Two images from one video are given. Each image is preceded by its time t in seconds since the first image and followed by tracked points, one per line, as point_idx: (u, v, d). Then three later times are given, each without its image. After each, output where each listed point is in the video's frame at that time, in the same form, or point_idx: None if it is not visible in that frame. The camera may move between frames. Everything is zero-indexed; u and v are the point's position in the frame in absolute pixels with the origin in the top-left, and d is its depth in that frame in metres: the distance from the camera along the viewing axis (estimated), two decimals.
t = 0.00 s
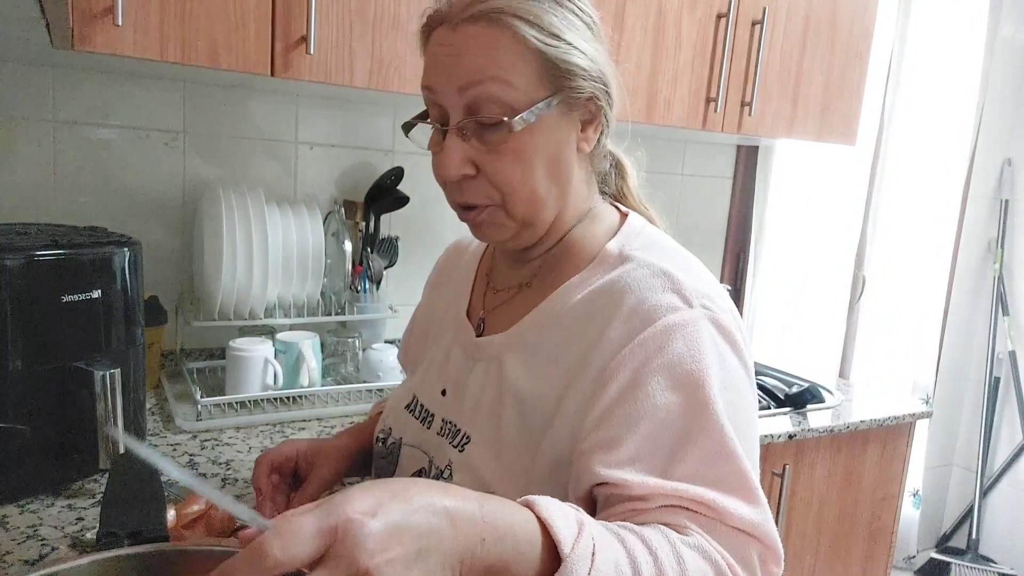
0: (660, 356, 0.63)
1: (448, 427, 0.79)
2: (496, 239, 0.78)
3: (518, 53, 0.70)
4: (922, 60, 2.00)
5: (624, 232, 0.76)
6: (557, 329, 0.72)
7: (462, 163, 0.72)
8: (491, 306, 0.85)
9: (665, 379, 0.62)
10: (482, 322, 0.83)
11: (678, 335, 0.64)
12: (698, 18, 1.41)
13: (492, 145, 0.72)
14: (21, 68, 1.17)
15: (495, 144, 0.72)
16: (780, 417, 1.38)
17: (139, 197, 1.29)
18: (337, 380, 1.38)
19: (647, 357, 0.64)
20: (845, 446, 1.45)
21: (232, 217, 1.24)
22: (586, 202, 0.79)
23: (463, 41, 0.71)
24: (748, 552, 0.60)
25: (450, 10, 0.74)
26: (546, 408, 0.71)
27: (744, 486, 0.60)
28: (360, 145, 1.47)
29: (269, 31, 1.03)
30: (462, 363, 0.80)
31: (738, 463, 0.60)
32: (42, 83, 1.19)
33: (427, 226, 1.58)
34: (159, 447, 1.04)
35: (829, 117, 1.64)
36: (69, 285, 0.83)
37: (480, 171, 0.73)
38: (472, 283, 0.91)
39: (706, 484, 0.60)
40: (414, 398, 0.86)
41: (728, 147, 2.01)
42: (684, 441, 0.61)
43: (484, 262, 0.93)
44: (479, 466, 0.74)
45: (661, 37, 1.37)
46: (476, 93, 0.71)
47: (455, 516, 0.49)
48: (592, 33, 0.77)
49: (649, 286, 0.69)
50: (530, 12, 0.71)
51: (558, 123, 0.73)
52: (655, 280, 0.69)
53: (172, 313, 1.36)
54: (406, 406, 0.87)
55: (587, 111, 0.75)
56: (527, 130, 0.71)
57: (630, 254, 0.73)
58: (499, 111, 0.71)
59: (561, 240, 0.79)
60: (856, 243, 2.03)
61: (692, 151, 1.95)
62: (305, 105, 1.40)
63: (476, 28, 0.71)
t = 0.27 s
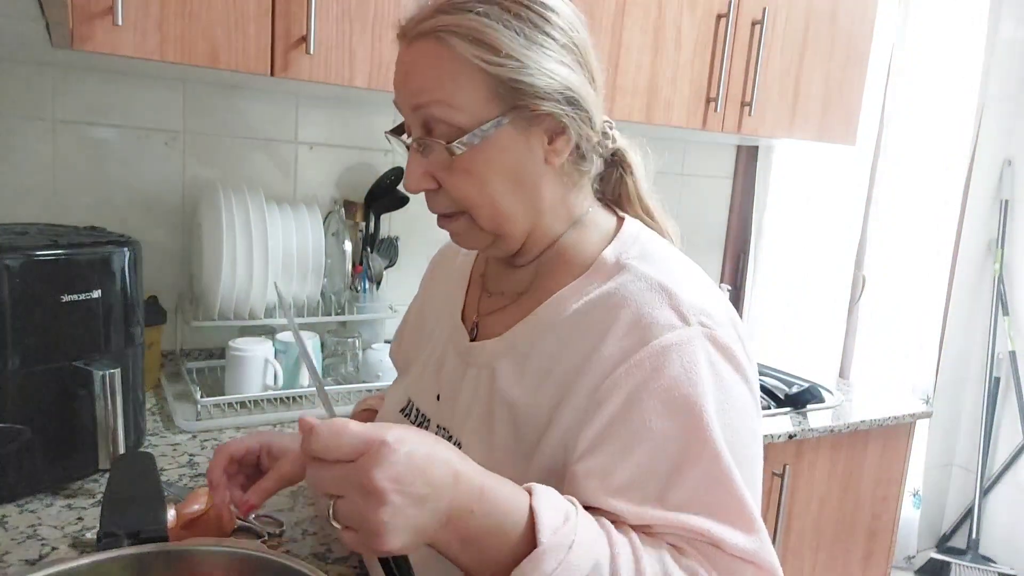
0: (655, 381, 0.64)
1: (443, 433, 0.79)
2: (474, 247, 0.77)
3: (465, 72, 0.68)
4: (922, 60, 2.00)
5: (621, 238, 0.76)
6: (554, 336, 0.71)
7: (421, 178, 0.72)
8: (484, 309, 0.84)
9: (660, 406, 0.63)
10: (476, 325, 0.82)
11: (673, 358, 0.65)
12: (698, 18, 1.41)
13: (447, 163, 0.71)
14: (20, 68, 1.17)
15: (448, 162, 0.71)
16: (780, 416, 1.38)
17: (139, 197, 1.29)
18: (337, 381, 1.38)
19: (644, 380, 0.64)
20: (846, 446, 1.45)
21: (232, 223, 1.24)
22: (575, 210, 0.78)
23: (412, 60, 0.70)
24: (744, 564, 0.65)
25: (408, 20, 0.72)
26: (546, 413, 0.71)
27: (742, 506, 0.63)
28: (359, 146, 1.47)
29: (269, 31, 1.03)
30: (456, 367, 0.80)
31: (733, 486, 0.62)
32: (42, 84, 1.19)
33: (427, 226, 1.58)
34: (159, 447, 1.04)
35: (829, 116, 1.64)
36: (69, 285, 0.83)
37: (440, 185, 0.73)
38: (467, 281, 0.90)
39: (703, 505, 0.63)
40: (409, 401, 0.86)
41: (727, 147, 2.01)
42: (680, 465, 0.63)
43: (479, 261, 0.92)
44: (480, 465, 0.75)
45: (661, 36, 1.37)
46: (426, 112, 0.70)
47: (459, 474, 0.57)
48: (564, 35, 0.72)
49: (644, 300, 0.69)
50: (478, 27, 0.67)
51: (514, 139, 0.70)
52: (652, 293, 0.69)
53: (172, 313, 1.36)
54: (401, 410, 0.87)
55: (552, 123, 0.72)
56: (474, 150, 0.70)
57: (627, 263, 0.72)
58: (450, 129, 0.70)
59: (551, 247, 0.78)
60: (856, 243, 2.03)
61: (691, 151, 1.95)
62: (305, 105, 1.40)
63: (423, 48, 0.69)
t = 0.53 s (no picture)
0: (648, 382, 0.64)
1: (441, 438, 0.78)
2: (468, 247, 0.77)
3: (453, 72, 0.68)
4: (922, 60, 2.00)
5: (615, 237, 0.76)
6: (552, 337, 0.72)
7: (415, 178, 0.73)
8: (481, 310, 0.83)
9: (652, 407, 0.63)
10: (473, 328, 0.81)
11: (667, 360, 0.65)
12: (698, 19, 1.41)
13: (437, 165, 0.71)
14: (20, 68, 1.17)
15: (438, 162, 0.71)
16: (780, 417, 1.38)
17: (138, 197, 1.29)
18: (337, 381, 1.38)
19: (637, 382, 0.65)
20: (846, 446, 1.45)
21: (231, 223, 1.24)
22: (569, 209, 0.78)
23: (403, 62, 0.70)
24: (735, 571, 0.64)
25: (400, 22, 0.73)
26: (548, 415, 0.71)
27: (732, 513, 0.62)
28: (359, 145, 1.47)
29: (269, 31, 1.03)
30: (453, 369, 0.80)
31: (723, 492, 0.62)
32: (43, 84, 1.19)
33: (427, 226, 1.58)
34: (159, 447, 1.04)
35: (829, 116, 1.64)
36: (69, 285, 0.83)
37: (432, 186, 0.73)
38: (464, 280, 0.89)
39: (691, 509, 0.62)
40: (407, 405, 0.85)
41: (727, 147, 2.01)
42: (672, 467, 0.63)
43: (476, 259, 0.91)
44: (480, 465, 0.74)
45: (660, 36, 1.38)
46: (417, 114, 0.70)
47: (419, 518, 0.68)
48: (555, 33, 0.72)
49: (638, 300, 0.69)
50: (466, 27, 0.68)
51: (504, 139, 0.70)
52: (647, 294, 0.69)
53: (172, 313, 1.36)
54: (399, 413, 0.86)
55: (542, 121, 0.71)
56: (465, 150, 0.70)
57: (621, 263, 0.72)
58: (441, 130, 0.70)
59: (545, 248, 0.78)
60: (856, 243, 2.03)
61: (691, 151, 1.95)
62: (305, 105, 1.40)
63: (413, 49, 0.69)
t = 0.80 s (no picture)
0: (664, 385, 0.64)
1: (440, 444, 0.78)
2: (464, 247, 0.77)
3: (444, 79, 0.68)
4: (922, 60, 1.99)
5: (617, 238, 0.76)
6: (557, 339, 0.72)
7: (410, 184, 0.73)
8: (478, 313, 0.83)
9: (670, 411, 0.63)
10: (471, 330, 0.81)
11: (681, 363, 0.65)
12: (698, 19, 1.41)
13: (431, 170, 0.71)
14: (20, 68, 1.17)
15: (431, 169, 0.71)
16: (780, 417, 1.38)
17: (138, 197, 1.29)
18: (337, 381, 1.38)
19: (653, 386, 0.65)
20: (846, 446, 1.45)
21: (234, 224, 1.24)
22: (567, 210, 0.78)
23: (392, 69, 0.70)
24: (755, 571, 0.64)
25: (390, 25, 0.72)
26: (554, 417, 0.72)
27: (753, 514, 0.62)
28: (359, 146, 1.47)
29: (269, 31, 1.03)
30: (451, 370, 0.79)
31: (743, 492, 0.62)
32: (43, 84, 1.19)
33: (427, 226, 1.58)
34: (159, 447, 1.04)
35: (829, 116, 1.64)
36: (69, 285, 0.83)
37: (429, 191, 0.73)
38: (459, 281, 0.89)
39: (712, 512, 0.62)
40: (402, 409, 0.85)
41: (727, 147, 2.01)
42: (690, 470, 0.63)
43: (471, 260, 0.90)
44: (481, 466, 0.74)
45: (661, 36, 1.38)
46: (409, 121, 0.70)
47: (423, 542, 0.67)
48: (546, 35, 0.72)
49: (645, 302, 0.69)
50: (455, 33, 0.67)
51: (497, 144, 0.70)
52: (655, 295, 0.69)
53: (172, 313, 1.36)
54: (393, 417, 0.86)
55: (535, 125, 0.71)
56: (459, 155, 0.70)
57: (624, 264, 0.73)
58: (434, 137, 0.70)
59: (542, 248, 0.78)
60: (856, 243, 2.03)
61: (691, 151, 1.95)
62: (305, 106, 1.40)
63: (402, 56, 0.69)
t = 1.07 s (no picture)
0: (648, 384, 0.64)
1: (435, 441, 0.78)
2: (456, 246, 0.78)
3: (426, 86, 0.69)
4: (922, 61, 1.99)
5: (611, 237, 0.76)
6: (549, 337, 0.71)
7: (397, 184, 0.74)
8: (477, 313, 0.83)
9: (653, 409, 0.63)
10: (470, 329, 0.81)
11: (666, 362, 0.65)
12: (698, 19, 1.41)
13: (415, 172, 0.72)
14: (21, 68, 1.17)
15: (414, 172, 0.72)
16: (780, 416, 1.38)
17: (138, 197, 1.29)
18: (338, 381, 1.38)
19: (637, 384, 0.65)
20: (846, 446, 1.45)
21: (232, 223, 1.24)
22: (559, 210, 0.79)
23: (381, 72, 0.71)
24: (734, 570, 0.64)
25: (384, 27, 0.74)
26: (546, 415, 0.71)
27: (733, 514, 0.62)
28: (359, 146, 1.47)
29: (269, 31, 1.03)
30: (449, 370, 0.79)
31: (723, 492, 0.62)
32: (42, 84, 1.19)
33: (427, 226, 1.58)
34: (159, 447, 1.04)
35: (829, 116, 1.64)
36: (69, 285, 0.83)
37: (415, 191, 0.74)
38: (459, 283, 0.89)
39: (693, 511, 0.62)
40: (401, 406, 0.85)
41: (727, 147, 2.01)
42: (672, 468, 0.63)
43: (472, 263, 0.90)
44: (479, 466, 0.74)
45: (661, 36, 1.38)
46: (396, 124, 0.71)
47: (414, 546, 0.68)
48: (532, 41, 0.71)
49: (635, 302, 0.69)
50: (437, 41, 0.68)
51: (477, 151, 0.70)
52: (643, 294, 0.69)
53: (172, 313, 1.36)
54: (392, 415, 0.86)
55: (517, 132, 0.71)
56: (441, 159, 0.70)
57: (617, 262, 0.72)
58: (419, 140, 0.71)
59: (539, 246, 0.78)
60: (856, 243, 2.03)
61: (691, 151, 1.95)
62: (305, 106, 1.40)
63: (389, 61, 0.70)
